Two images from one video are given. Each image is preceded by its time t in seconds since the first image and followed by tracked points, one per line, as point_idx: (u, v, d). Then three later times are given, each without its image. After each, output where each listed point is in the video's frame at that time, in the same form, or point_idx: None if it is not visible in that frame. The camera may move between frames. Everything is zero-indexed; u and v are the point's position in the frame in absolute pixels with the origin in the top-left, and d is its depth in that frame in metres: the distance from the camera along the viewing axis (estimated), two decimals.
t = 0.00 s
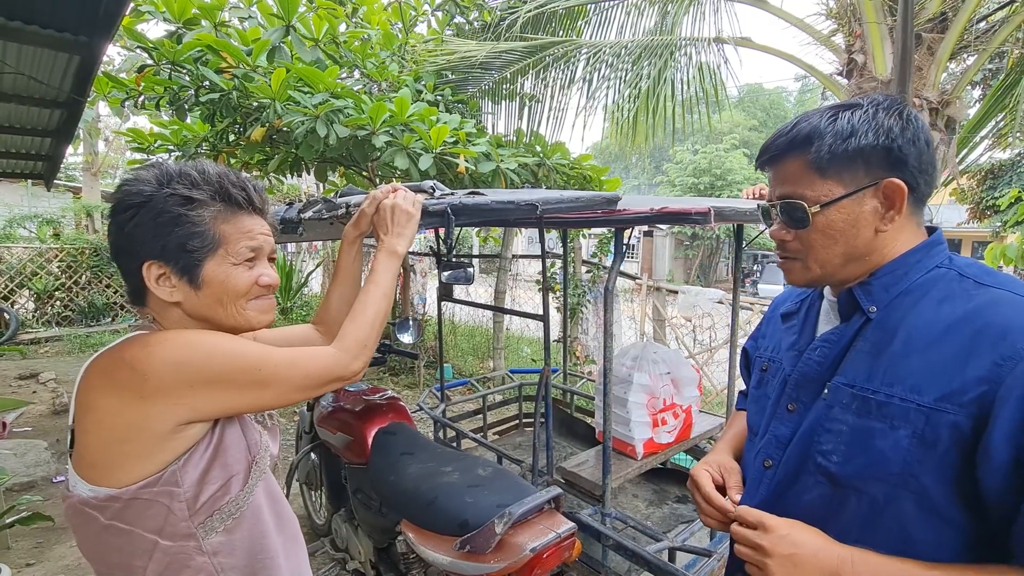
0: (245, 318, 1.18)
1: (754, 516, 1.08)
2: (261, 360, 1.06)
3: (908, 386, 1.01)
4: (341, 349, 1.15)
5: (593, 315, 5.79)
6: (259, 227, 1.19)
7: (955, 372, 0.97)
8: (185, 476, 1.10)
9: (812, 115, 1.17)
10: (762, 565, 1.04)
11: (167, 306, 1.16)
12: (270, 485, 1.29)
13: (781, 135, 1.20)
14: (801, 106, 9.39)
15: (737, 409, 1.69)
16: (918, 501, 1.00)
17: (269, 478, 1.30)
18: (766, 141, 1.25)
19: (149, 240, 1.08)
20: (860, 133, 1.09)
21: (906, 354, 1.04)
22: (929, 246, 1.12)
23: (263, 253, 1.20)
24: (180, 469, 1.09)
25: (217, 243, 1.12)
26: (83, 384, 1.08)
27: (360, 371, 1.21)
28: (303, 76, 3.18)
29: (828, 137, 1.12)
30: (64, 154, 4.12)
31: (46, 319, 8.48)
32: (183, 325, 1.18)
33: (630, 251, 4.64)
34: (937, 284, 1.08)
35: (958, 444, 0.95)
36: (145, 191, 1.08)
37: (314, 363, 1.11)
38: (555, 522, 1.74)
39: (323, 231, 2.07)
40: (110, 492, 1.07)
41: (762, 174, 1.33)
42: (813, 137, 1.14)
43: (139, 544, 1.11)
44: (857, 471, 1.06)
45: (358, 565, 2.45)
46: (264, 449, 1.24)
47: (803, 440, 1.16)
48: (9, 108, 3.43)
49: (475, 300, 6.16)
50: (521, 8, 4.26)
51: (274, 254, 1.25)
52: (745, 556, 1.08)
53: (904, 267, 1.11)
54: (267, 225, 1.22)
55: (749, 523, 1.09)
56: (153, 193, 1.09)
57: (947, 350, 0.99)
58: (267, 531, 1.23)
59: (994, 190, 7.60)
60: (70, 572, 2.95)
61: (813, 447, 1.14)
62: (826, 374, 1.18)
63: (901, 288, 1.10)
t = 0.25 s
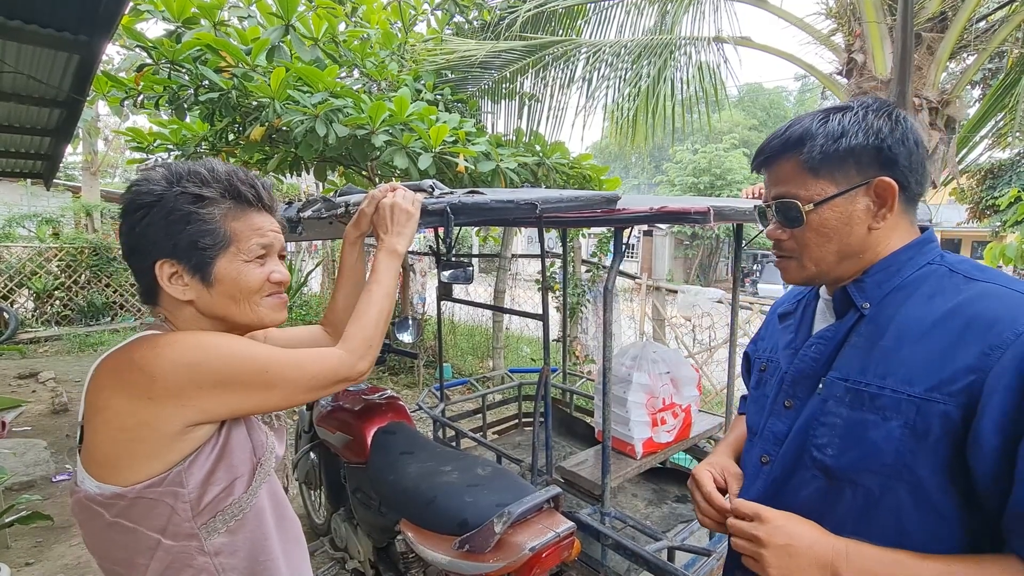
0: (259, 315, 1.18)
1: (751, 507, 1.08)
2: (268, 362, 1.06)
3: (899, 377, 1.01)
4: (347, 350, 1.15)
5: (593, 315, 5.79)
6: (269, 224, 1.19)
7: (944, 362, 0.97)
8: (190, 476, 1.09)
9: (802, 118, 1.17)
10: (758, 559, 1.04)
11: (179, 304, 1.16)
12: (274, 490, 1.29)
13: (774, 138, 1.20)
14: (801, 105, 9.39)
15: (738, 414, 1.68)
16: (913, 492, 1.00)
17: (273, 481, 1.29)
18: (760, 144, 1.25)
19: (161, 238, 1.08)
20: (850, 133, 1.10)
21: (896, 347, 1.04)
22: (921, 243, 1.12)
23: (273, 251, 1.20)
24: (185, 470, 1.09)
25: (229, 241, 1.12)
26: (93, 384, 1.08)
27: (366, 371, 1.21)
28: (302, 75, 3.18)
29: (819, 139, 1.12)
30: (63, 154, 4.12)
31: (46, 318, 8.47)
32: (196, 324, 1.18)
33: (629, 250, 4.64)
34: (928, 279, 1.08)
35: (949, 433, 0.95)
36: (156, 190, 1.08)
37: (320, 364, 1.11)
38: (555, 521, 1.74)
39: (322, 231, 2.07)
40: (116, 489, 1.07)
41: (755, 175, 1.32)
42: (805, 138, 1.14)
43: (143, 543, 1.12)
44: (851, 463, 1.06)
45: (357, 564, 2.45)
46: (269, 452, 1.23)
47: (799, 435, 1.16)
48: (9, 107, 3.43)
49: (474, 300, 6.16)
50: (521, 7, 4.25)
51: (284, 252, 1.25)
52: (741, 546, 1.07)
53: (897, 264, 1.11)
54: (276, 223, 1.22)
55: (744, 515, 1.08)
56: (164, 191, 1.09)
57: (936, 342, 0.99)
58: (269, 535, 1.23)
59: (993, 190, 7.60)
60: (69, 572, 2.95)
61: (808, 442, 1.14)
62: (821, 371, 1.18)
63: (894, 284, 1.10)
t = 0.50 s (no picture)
0: (273, 316, 1.18)
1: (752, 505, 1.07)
2: (284, 364, 1.06)
3: (901, 378, 1.01)
4: (359, 352, 1.16)
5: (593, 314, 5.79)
6: (286, 226, 1.19)
7: (947, 364, 0.96)
8: (205, 476, 1.10)
9: (813, 115, 1.17)
10: (760, 555, 1.03)
11: (197, 305, 1.16)
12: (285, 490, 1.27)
13: (784, 133, 1.19)
14: (801, 105, 9.37)
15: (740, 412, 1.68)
16: (912, 491, 1.00)
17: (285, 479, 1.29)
18: (768, 140, 1.24)
19: (180, 239, 1.08)
20: (862, 132, 1.09)
21: (899, 348, 1.04)
22: (925, 244, 1.12)
23: (290, 252, 1.20)
24: (200, 469, 1.09)
25: (247, 242, 1.12)
26: (111, 382, 1.08)
27: (377, 372, 1.21)
28: (303, 75, 3.17)
29: (830, 137, 1.12)
30: (64, 153, 4.12)
31: (46, 317, 8.47)
32: (213, 325, 1.18)
33: (630, 250, 4.64)
34: (932, 281, 1.08)
35: (949, 434, 0.95)
36: (175, 191, 1.09)
37: (334, 366, 1.11)
38: (556, 521, 1.74)
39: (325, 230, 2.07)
40: (132, 487, 1.08)
41: (763, 173, 1.32)
42: (816, 136, 1.14)
43: (157, 540, 1.12)
44: (852, 462, 1.06)
45: (359, 563, 2.45)
46: (281, 452, 1.23)
47: (799, 434, 1.16)
48: (10, 106, 3.43)
49: (475, 299, 6.16)
50: (522, 7, 4.25)
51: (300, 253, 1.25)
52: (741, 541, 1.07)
53: (900, 265, 1.11)
54: (293, 225, 1.22)
55: (746, 512, 1.07)
56: (183, 192, 1.09)
57: (939, 344, 0.99)
58: (278, 537, 1.23)
59: (995, 190, 7.59)
60: (71, 570, 2.95)
61: (808, 440, 1.14)
62: (823, 370, 1.18)
63: (897, 285, 1.10)
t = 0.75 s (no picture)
0: (276, 317, 1.18)
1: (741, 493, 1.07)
2: (294, 366, 1.06)
3: (911, 384, 1.01)
4: (365, 354, 1.16)
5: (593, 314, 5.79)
6: (291, 227, 1.19)
7: (959, 371, 0.96)
8: (215, 476, 1.10)
9: (823, 114, 1.16)
10: (743, 543, 1.04)
11: (200, 304, 1.16)
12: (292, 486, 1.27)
13: (792, 133, 1.19)
14: (802, 105, 9.37)
15: (740, 410, 1.68)
16: (914, 494, 1.00)
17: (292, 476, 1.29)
18: (776, 139, 1.24)
19: (185, 239, 1.08)
20: (873, 133, 1.09)
21: (909, 353, 1.04)
22: (934, 248, 1.12)
23: (294, 253, 1.20)
24: (210, 470, 1.09)
25: (252, 243, 1.12)
26: (118, 384, 1.07)
27: (382, 373, 1.21)
28: (304, 75, 3.17)
29: (841, 137, 1.11)
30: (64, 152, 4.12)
31: (47, 317, 8.47)
32: (215, 324, 1.18)
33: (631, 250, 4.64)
34: (942, 285, 1.07)
35: (959, 442, 0.95)
36: (181, 190, 1.08)
37: (343, 368, 1.11)
38: (557, 521, 1.74)
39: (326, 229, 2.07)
40: (142, 490, 1.07)
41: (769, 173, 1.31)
42: (826, 136, 1.13)
43: (167, 541, 1.11)
44: (856, 466, 1.06)
45: (359, 563, 2.45)
46: (284, 452, 1.24)
47: (802, 435, 1.16)
48: (10, 106, 3.43)
49: (475, 299, 6.16)
50: (523, 6, 4.25)
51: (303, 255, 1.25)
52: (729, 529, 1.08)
53: (909, 269, 1.11)
54: (298, 226, 1.22)
55: (733, 500, 1.08)
56: (189, 192, 1.09)
57: (951, 351, 0.99)
58: (286, 532, 1.23)
59: (995, 190, 7.59)
60: (71, 570, 2.95)
61: (812, 442, 1.14)
62: (828, 373, 1.18)
63: (907, 289, 1.10)
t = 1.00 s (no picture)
0: (269, 318, 1.18)
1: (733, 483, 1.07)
2: (286, 365, 1.06)
3: (917, 386, 1.01)
4: (361, 353, 1.15)
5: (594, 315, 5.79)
6: (284, 227, 1.19)
7: (965, 374, 0.96)
8: (207, 478, 1.09)
9: (828, 114, 1.15)
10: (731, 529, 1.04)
11: (192, 304, 1.16)
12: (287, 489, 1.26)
13: (797, 132, 1.18)
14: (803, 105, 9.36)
15: (740, 410, 1.68)
16: (917, 496, 1.00)
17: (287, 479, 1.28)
18: (780, 139, 1.23)
19: (178, 238, 1.08)
20: (879, 134, 1.09)
21: (915, 356, 1.03)
22: (939, 249, 1.12)
23: (287, 253, 1.19)
24: (202, 471, 1.09)
25: (245, 243, 1.12)
26: (110, 384, 1.08)
27: (379, 373, 1.21)
28: (304, 75, 3.16)
29: (847, 138, 1.11)
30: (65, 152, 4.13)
31: (48, 316, 8.47)
32: (207, 324, 1.18)
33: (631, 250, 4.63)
34: (948, 288, 1.07)
35: (963, 444, 0.95)
36: (174, 188, 1.09)
37: (337, 367, 1.11)
38: (557, 522, 1.74)
39: (326, 229, 2.06)
40: (135, 491, 1.07)
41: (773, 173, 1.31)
42: (832, 136, 1.12)
43: (160, 544, 1.11)
44: (862, 468, 1.05)
45: (359, 564, 2.45)
46: (281, 453, 1.22)
47: (805, 436, 1.16)
48: (11, 106, 3.43)
49: (475, 299, 6.16)
50: (524, 6, 4.25)
51: (298, 255, 1.25)
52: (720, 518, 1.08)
53: (914, 271, 1.11)
54: (291, 226, 1.22)
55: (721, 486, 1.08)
56: (181, 190, 1.09)
57: (958, 353, 0.99)
58: (284, 534, 1.23)
59: (997, 190, 7.59)
60: (71, 570, 2.95)
61: (816, 444, 1.13)
62: (832, 374, 1.18)
63: (913, 290, 1.10)
